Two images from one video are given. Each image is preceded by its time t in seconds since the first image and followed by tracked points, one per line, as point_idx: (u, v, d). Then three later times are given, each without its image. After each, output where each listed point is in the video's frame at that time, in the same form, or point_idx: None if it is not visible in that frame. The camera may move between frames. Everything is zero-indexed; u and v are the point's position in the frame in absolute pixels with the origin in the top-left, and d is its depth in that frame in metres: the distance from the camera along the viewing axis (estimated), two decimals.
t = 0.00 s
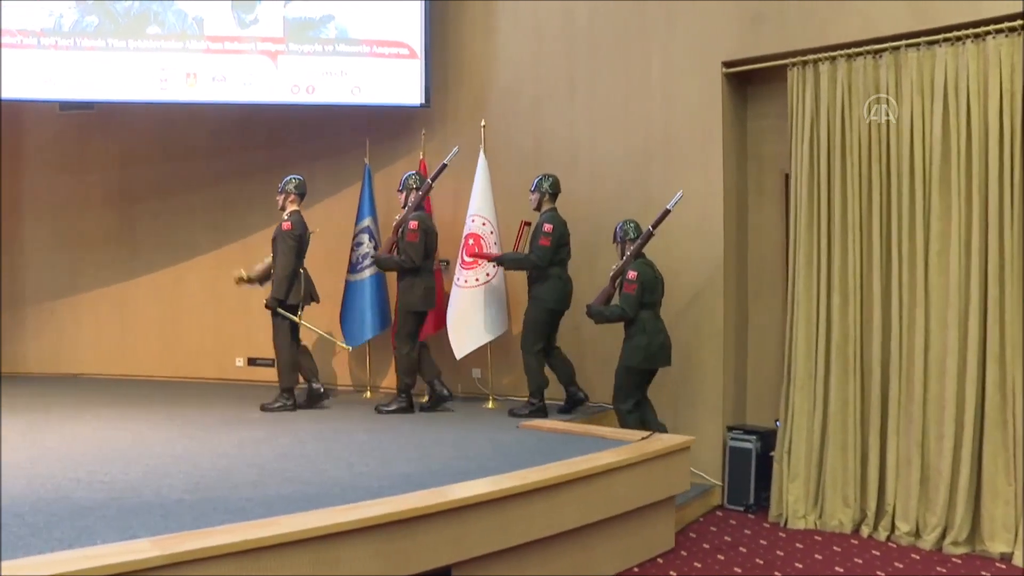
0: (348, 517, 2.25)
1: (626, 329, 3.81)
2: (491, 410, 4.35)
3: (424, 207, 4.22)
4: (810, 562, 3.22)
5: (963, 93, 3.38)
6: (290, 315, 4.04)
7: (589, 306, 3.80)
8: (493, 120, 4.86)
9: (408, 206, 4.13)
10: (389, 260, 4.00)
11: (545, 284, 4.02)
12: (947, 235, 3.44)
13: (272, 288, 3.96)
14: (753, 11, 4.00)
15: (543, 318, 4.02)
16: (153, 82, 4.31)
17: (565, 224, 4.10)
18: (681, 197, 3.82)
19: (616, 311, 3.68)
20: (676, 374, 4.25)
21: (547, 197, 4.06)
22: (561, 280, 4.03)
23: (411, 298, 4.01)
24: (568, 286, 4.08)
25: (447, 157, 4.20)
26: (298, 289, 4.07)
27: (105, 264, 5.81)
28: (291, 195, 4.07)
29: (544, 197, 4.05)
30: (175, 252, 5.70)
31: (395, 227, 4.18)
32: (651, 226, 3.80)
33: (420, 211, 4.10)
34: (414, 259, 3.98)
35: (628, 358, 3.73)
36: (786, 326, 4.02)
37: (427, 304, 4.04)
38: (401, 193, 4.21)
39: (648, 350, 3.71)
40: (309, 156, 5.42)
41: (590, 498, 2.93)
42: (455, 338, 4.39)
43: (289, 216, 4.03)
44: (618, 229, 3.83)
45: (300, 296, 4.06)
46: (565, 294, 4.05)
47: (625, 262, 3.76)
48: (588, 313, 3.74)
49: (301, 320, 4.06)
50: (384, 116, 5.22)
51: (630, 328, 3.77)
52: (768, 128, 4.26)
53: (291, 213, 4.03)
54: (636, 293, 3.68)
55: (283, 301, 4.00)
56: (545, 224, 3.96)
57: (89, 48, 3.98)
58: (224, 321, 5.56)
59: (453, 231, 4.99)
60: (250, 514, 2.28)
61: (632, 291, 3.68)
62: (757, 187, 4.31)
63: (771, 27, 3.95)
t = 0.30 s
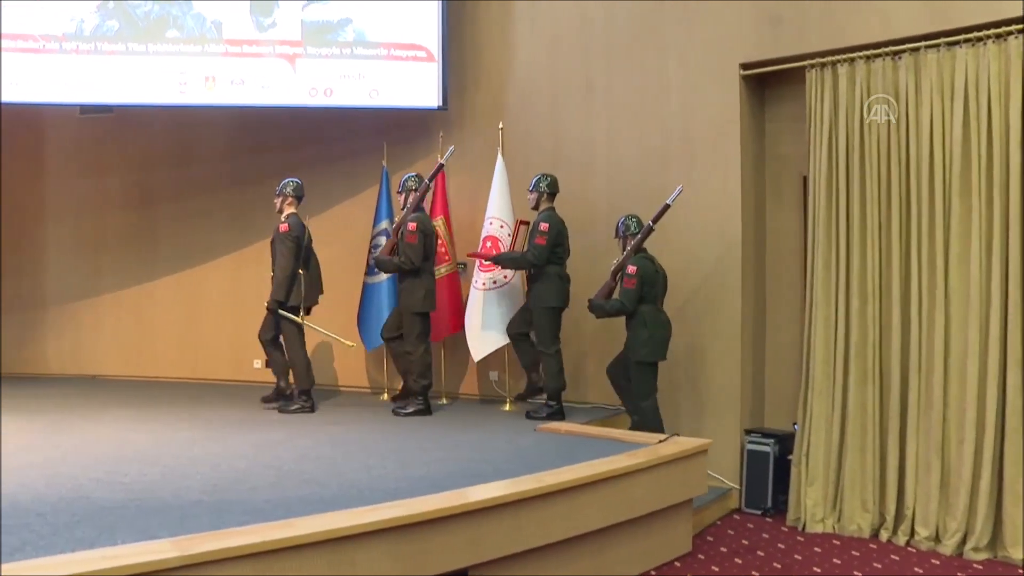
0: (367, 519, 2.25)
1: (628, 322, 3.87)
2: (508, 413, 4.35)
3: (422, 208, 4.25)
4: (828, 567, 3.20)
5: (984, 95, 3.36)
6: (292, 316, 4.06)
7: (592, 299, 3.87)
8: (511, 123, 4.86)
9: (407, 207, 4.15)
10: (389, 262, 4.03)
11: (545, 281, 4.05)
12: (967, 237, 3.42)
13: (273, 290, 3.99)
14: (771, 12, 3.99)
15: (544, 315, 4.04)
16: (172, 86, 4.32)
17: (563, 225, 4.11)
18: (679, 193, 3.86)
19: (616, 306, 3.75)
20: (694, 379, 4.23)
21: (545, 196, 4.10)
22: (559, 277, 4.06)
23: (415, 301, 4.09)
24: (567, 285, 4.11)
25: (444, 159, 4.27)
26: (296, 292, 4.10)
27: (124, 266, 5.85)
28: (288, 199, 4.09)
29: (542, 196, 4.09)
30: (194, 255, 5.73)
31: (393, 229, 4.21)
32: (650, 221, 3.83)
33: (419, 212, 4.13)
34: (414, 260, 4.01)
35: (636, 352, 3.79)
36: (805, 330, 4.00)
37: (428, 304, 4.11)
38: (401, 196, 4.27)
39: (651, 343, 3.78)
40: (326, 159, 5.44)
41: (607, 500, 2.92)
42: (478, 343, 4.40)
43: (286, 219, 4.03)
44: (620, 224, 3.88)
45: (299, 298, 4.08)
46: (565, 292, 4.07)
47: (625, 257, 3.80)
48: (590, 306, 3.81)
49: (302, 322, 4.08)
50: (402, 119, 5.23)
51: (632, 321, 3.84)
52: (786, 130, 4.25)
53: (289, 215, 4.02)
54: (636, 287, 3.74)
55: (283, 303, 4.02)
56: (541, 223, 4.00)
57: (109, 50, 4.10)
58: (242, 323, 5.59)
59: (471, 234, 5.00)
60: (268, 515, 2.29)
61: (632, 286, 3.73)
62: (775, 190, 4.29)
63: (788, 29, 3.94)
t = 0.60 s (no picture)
0: (388, 520, 2.26)
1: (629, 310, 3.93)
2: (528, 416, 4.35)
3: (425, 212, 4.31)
4: (849, 571, 3.19)
5: (1009, 96, 3.33)
6: (292, 318, 4.07)
7: (594, 285, 3.94)
8: (531, 125, 4.86)
9: (409, 211, 4.19)
10: (391, 263, 4.10)
11: (544, 284, 4.08)
12: (991, 240, 3.39)
13: (275, 291, 3.99)
14: (794, 14, 3.97)
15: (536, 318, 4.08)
16: (193, 88, 4.34)
17: (563, 229, 4.17)
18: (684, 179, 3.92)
19: (620, 290, 3.82)
20: (714, 381, 4.22)
21: (545, 201, 4.18)
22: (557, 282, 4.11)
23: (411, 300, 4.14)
24: (564, 290, 4.15)
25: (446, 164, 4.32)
26: (299, 295, 4.11)
27: (147, 268, 5.89)
28: (290, 201, 4.12)
29: (542, 201, 4.17)
30: (215, 257, 5.76)
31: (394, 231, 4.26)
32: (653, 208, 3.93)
33: (421, 215, 4.16)
34: (414, 263, 4.07)
35: (635, 335, 3.83)
36: (826, 333, 3.98)
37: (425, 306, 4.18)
38: (402, 198, 4.33)
39: (652, 328, 3.83)
40: (347, 161, 5.46)
41: (627, 503, 2.92)
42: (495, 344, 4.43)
43: (288, 220, 4.06)
44: (622, 211, 3.98)
45: (301, 301, 4.10)
46: (561, 297, 4.12)
47: (628, 243, 3.89)
48: (593, 291, 3.87)
49: (303, 324, 4.09)
50: (422, 121, 5.24)
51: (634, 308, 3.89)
52: (808, 133, 4.23)
53: (291, 217, 4.06)
54: (639, 272, 3.81)
55: (285, 305, 4.04)
56: (542, 227, 4.04)
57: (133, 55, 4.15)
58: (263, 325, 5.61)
59: (491, 236, 5.01)
60: (290, 516, 2.30)
61: (636, 270, 3.80)
62: (795, 192, 4.28)
63: (810, 31, 3.92)
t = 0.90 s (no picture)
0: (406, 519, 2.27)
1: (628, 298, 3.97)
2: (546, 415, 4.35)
3: (423, 212, 4.30)
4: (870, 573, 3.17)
5: None
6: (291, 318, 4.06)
7: (594, 275, 3.95)
8: (550, 124, 4.86)
9: (408, 211, 4.20)
10: (391, 263, 4.10)
11: (544, 284, 4.09)
12: (1013, 239, 3.35)
13: (274, 291, 3.97)
14: (812, 13, 3.95)
15: (538, 315, 4.10)
16: (212, 88, 4.50)
17: (562, 229, 4.18)
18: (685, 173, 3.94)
19: (622, 282, 3.82)
20: (733, 381, 4.20)
21: (544, 201, 4.18)
22: (558, 281, 4.11)
23: (414, 300, 4.14)
24: (564, 288, 4.16)
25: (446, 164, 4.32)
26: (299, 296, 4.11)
27: (167, 269, 5.93)
28: (290, 202, 4.12)
29: (541, 201, 4.16)
30: (235, 258, 5.79)
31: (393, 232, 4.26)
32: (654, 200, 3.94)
33: (421, 216, 4.18)
34: (415, 262, 4.08)
35: (625, 318, 3.91)
36: (846, 333, 3.96)
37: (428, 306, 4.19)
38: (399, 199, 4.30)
39: (650, 317, 3.89)
40: (366, 162, 5.48)
41: (646, 503, 2.91)
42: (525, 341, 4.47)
43: (287, 220, 4.06)
44: (622, 202, 4.00)
45: (300, 302, 4.09)
46: (561, 295, 4.13)
47: (630, 234, 3.91)
48: (594, 281, 3.89)
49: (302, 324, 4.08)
50: (440, 122, 5.25)
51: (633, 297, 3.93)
52: (827, 132, 4.21)
53: (291, 218, 4.06)
54: (641, 264, 3.83)
55: (284, 305, 4.02)
56: (542, 227, 4.03)
57: (148, 55, 4.48)
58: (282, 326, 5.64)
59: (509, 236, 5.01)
60: (309, 515, 2.31)
61: (638, 262, 3.82)
62: (815, 190, 4.26)
63: (829, 30, 3.90)
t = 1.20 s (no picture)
0: (432, 515, 2.27)
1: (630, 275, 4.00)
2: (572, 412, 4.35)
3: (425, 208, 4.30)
4: (899, 572, 3.14)
5: None
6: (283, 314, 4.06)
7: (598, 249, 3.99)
8: (576, 121, 4.85)
9: (408, 208, 4.22)
10: (391, 259, 4.11)
11: (545, 280, 4.08)
12: None
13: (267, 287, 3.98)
14: (840, 7, 3.92)
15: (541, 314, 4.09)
16: (240, 87, 4.54)
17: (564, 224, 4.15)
18: (690, 149, 4.00)
19: (626, 256, 3.86)
20: (760, 378, 4.18)
21: (546, 197, 4.14)
22: (558, 278, 4.09)
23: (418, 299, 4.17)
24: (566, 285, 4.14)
25: (448, 162, 4.33)
26: (291, 291, 4.11)
27: (195, 266, 5.97)
28: (286, 198, 4.11)
29: (544, 197, 4.13)
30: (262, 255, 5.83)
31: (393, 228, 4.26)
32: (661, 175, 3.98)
33: (421, 212, 4.21)
34: (416, 259, 4.09)
35: (634, 302, 3.92)
36: (874, 329, 3.93)
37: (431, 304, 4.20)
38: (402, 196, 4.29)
39: (653, 296, 3.92)
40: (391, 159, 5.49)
41: (673, 500, 2.90)
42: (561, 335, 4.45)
43: (284, 216, 4.06)
44: (629, 177, 4.03)
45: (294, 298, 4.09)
46: (563, 292, 4.11)
47: (635, 209, 3.95)
48: (597, 256, 3.90)
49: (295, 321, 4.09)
50: (466, 119, 5.25)
51: (636, 273, 3.97)
52: (857, 126, 4.17)
53: (286, 214, 4.05)
54: (645, 238, 3.87)
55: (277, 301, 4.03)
56: (542, 223, 4.01)
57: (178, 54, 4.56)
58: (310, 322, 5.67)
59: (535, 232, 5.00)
60: (336, 511, 2.32)
61: (642, 237, 3.86)
62: (843, 185, 4.23)
63: (858, 24, 3.86)
